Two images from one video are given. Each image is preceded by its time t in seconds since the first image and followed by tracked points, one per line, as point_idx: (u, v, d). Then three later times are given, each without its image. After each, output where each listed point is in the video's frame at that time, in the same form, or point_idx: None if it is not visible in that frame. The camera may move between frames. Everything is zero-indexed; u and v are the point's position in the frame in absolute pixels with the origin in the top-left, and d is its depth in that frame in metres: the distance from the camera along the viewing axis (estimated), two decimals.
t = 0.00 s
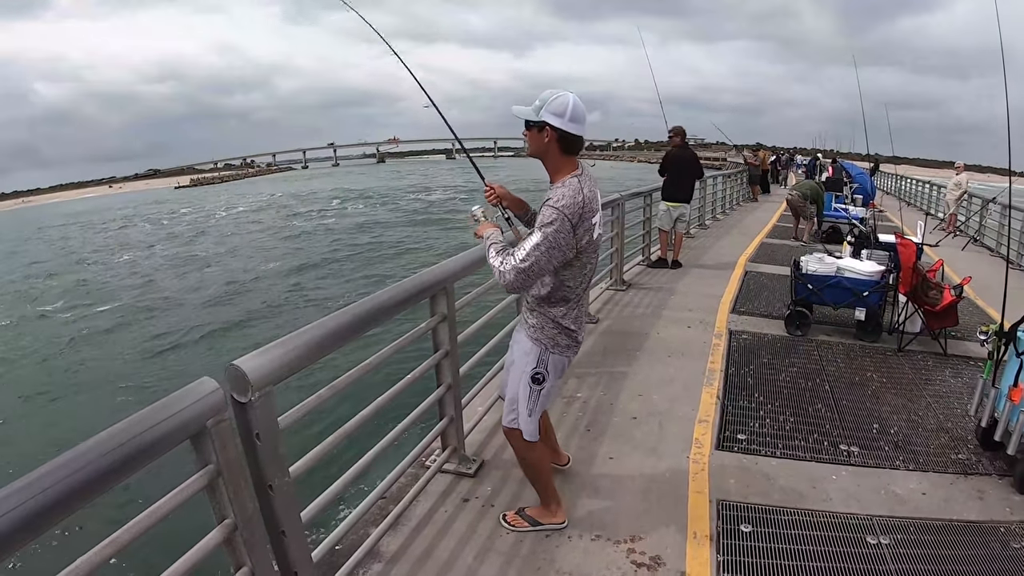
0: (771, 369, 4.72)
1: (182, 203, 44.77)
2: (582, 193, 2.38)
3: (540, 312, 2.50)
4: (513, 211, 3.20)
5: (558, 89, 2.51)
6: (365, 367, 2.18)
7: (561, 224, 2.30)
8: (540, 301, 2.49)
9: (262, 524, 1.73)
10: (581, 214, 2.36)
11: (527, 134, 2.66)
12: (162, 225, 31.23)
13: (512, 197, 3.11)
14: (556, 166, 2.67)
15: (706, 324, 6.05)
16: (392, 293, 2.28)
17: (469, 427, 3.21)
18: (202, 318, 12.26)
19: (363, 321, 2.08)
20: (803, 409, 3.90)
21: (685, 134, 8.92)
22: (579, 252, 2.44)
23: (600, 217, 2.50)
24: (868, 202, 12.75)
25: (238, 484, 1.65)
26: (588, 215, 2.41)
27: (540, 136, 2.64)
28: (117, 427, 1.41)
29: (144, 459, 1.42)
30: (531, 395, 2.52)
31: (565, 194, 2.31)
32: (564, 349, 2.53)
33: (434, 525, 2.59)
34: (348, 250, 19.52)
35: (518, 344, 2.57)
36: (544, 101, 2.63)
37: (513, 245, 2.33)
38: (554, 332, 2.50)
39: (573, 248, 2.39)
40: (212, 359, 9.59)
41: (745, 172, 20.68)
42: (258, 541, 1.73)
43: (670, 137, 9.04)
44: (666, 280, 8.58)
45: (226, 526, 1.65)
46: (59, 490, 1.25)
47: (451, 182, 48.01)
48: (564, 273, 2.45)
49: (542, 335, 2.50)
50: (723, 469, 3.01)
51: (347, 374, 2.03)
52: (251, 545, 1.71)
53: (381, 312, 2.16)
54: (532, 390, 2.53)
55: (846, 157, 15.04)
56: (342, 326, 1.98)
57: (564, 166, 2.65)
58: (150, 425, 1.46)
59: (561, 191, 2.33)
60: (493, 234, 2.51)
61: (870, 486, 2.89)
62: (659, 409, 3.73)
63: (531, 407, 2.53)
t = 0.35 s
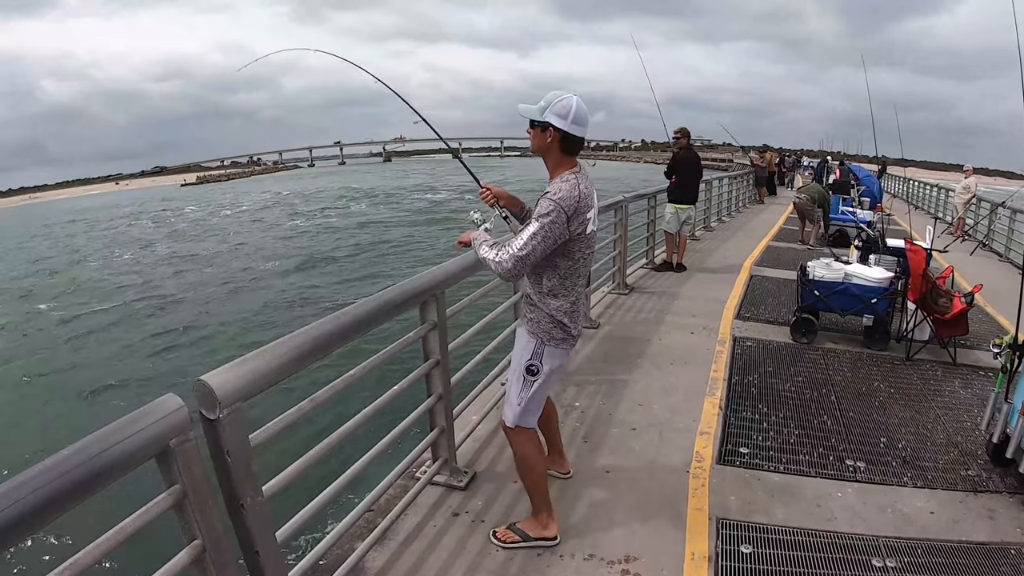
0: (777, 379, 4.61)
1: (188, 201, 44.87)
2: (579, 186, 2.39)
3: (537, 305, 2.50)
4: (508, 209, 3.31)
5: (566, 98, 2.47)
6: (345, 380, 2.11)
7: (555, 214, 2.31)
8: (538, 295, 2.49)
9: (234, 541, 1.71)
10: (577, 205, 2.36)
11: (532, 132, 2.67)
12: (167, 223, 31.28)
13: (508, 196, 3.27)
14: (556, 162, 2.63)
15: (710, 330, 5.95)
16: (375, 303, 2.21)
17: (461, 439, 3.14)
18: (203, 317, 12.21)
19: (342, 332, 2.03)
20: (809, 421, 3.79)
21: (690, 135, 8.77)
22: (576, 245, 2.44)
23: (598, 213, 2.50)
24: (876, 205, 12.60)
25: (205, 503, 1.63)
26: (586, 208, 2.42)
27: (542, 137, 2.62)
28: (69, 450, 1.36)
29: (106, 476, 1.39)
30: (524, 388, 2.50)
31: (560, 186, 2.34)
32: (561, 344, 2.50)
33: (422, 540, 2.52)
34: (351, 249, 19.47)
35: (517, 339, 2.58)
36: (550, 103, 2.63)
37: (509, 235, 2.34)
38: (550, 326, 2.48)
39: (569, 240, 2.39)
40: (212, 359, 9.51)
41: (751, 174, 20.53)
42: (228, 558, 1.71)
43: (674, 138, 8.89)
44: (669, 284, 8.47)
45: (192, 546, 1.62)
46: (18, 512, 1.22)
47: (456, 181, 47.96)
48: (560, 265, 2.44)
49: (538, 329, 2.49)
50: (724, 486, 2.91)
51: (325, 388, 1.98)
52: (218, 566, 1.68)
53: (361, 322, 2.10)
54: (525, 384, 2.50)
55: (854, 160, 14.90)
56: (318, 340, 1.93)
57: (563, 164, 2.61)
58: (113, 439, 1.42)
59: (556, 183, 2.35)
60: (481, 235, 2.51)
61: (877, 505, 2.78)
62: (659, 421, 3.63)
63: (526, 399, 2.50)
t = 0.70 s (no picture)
0: (784, 381, 4.52)
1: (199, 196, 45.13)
2: (585, 179, 2.61)
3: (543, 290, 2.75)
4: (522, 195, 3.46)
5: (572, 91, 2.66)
6: (331, 383, 2.07)
7: (563, 207, 2.53)
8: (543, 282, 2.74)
9: (210, 547, 1.70)
10: (583, 199, 2.59)
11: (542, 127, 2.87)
12: (178, 218, 31.45)
13: (522, 183, 3.46)
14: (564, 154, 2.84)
15: (717, 331, 5.84)
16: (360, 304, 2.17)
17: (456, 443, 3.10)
18: (210, 312, 12.24)
19: (328, 334, 2.00)
20: (818, 425, 3.72)
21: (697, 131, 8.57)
22: (580, 235, 2.67)
23: (602, 204, 2.73)
24: (889, 203, 12.44)
25: (179, 509, 1.62)
26: (590, 201, 2.64)
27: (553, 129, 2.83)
28: (42, 450, 1.33)
29: (73, 485, 1.35)
30: (530, 367, 2.77)
31: (567, 181, 2.55)
32: (564, 328, 2.77)
33: (414, 548, 2.46)
34: (359, 246, 19.46)
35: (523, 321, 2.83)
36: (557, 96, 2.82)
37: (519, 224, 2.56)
38: (554, 310, 2.75)
39: (574, 230, 2.62)
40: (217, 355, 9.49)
41: (762, 172, 20.31)
42: (202, 562, 1.71)
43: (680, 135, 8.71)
44: (677, 283, 8.37)
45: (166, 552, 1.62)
46: None
47: (465, 177, 47.88)
48: (565, 253, 2.68)
49: (543, 313, 2.75)
50: (727, 494, 2.83)
51: (309, 391, 1.95)
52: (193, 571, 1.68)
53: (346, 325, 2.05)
54: (531, 364, 2.77)
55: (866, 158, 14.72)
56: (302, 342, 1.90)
57: (572, 154, 2.82)
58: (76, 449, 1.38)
59: (564, 177, 2.57)
60: (491, 222, 2.71)
61: (884, 515, 2.70)
62: (661, 426, 3.57)
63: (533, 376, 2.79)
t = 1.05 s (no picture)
0: (794, 387, 4.38)
1: (216, 195, 45.47)
2: (590, 175, 2.64)
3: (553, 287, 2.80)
4: (526, 194, 3.42)
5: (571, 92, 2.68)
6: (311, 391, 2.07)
7: (565, 202, 2.56)
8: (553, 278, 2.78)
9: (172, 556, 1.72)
10: (585, 193, 2.61)
11: (544, 124, 2.84)
12: (194, 217, 31.68)
13: (526, 181, 3.40)
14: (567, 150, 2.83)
15: (727, 335, 5.71)
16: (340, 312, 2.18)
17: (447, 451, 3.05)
18: (221, 311, 12.26)
19: (300, 342, 2.01)
20: (829, 437, 3.59)
21: (702, 128, 8.47)
22: (586, 231, 2.71)
23: (607, 200, 2.76)
24: (907, 203, 12.16)
25: (138, 519, 1.65)
26: (595, 197, 2.67)
27: (556, 124, 2.82)
28: None
29: (24, 495, 1.39)
30: (549, 364, 2.85)
31: (567, 177, 2.58)
32: (577, 323, 2.83)
33: (400, 556, 2.45)
34: (370, 244, 19.43)
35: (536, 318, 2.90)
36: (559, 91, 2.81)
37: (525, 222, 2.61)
38: (564, 305, 2.80)
39: (580, 226, 2.66)
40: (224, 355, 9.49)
41: (778, 171, 19.98)
42: (165, 569, 1.72)
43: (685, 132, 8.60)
44: (686, 284, 8.22)
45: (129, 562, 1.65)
46: None
47: (479, 176, 47.75)
48: (572, 250, 2.73)
49: (555, 309, 2.81)
50: (726, 510, 2.73)
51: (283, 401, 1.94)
52: None
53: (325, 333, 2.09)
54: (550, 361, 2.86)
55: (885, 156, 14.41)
56: (274, 347, 1.93)
57: (575, 150, 2.81)
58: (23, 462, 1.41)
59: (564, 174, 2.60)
60: (494, 217, 2.75)
61: (894, 535, 2.57)
62: (662, 435, 3.47)
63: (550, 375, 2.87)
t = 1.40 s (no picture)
0: (803, 396, 4.25)
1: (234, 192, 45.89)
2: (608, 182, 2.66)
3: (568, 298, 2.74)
4: (532, 200, 3.41)
5: (582, 95, 2.59)
6: (284, 403, 2.05)
7: (596, 217, 2.56)
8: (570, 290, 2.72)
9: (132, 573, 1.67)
10: (610, 206, 2.62)
11: (554, 129, 2.75)
12: (211, 214, 31.97)
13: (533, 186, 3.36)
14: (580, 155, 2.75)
15: (736, 341, 5.57)
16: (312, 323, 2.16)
17: (436, 461, 3.00)
18: (232, 310, 12.31)
19: (271, 354, 1.98)
20: (836, 452, 3.47)
21: (711, 127, 8.30)
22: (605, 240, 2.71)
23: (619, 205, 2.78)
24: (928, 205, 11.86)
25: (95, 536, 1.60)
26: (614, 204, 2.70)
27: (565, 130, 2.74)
28: None
29: None
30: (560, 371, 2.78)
31: (597, 192, 2.57)
32: (590, 333, 2.77)
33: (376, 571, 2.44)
34: (381, 243, 19.42)
35: (542, 327, 2.81)
36: (566, 96, 2.75)
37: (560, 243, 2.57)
38: (580, 316, 2.74)
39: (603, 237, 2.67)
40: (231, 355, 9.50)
41: (796, 171, 19.62)
42: None
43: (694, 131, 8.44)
44: (696, 288, 8.07)
45: None
46: None
47: (495, 175, 47.73)
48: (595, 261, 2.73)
49: (568, 319, 2.73)
50: (720, 531, 2.66)
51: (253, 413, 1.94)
52: None
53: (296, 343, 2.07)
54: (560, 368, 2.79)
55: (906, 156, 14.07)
56: (245, 358, 1.89)
57: (588, 153, 2.72)
58: None
59: (592, 188, 2.57)
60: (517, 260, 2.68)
61: (899, 563, 2.47)
62: (659, 449, 3.39)
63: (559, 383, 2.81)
